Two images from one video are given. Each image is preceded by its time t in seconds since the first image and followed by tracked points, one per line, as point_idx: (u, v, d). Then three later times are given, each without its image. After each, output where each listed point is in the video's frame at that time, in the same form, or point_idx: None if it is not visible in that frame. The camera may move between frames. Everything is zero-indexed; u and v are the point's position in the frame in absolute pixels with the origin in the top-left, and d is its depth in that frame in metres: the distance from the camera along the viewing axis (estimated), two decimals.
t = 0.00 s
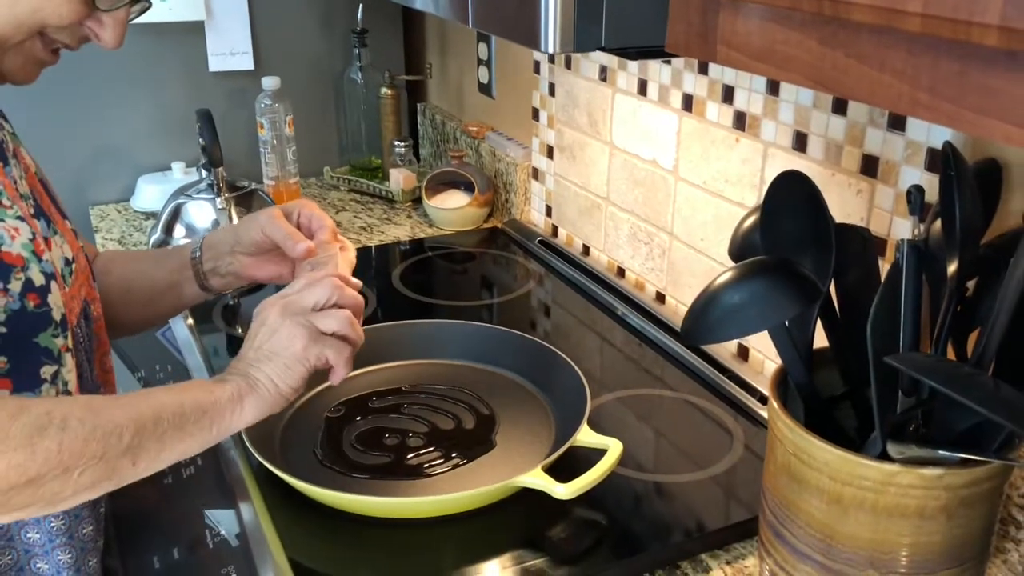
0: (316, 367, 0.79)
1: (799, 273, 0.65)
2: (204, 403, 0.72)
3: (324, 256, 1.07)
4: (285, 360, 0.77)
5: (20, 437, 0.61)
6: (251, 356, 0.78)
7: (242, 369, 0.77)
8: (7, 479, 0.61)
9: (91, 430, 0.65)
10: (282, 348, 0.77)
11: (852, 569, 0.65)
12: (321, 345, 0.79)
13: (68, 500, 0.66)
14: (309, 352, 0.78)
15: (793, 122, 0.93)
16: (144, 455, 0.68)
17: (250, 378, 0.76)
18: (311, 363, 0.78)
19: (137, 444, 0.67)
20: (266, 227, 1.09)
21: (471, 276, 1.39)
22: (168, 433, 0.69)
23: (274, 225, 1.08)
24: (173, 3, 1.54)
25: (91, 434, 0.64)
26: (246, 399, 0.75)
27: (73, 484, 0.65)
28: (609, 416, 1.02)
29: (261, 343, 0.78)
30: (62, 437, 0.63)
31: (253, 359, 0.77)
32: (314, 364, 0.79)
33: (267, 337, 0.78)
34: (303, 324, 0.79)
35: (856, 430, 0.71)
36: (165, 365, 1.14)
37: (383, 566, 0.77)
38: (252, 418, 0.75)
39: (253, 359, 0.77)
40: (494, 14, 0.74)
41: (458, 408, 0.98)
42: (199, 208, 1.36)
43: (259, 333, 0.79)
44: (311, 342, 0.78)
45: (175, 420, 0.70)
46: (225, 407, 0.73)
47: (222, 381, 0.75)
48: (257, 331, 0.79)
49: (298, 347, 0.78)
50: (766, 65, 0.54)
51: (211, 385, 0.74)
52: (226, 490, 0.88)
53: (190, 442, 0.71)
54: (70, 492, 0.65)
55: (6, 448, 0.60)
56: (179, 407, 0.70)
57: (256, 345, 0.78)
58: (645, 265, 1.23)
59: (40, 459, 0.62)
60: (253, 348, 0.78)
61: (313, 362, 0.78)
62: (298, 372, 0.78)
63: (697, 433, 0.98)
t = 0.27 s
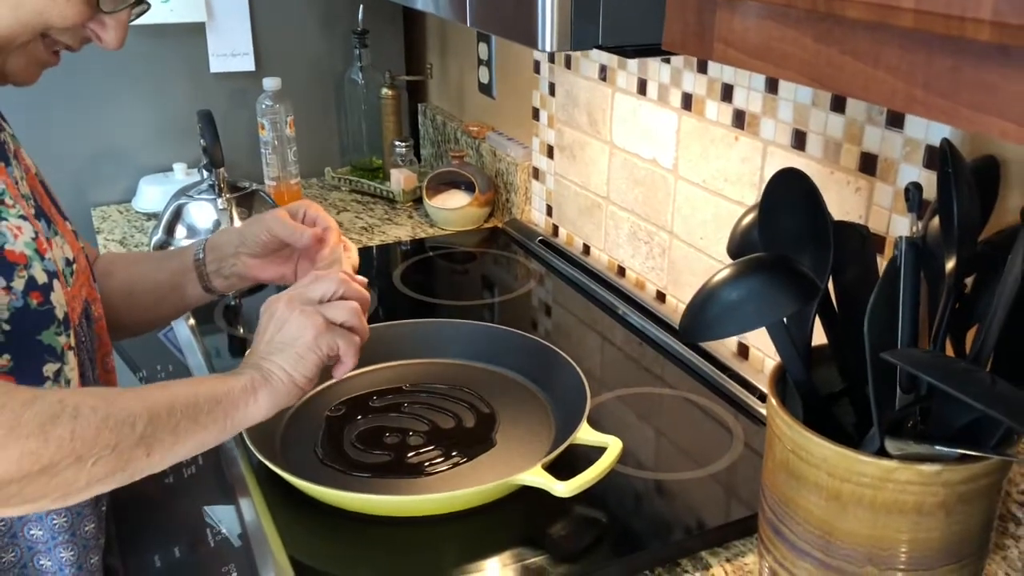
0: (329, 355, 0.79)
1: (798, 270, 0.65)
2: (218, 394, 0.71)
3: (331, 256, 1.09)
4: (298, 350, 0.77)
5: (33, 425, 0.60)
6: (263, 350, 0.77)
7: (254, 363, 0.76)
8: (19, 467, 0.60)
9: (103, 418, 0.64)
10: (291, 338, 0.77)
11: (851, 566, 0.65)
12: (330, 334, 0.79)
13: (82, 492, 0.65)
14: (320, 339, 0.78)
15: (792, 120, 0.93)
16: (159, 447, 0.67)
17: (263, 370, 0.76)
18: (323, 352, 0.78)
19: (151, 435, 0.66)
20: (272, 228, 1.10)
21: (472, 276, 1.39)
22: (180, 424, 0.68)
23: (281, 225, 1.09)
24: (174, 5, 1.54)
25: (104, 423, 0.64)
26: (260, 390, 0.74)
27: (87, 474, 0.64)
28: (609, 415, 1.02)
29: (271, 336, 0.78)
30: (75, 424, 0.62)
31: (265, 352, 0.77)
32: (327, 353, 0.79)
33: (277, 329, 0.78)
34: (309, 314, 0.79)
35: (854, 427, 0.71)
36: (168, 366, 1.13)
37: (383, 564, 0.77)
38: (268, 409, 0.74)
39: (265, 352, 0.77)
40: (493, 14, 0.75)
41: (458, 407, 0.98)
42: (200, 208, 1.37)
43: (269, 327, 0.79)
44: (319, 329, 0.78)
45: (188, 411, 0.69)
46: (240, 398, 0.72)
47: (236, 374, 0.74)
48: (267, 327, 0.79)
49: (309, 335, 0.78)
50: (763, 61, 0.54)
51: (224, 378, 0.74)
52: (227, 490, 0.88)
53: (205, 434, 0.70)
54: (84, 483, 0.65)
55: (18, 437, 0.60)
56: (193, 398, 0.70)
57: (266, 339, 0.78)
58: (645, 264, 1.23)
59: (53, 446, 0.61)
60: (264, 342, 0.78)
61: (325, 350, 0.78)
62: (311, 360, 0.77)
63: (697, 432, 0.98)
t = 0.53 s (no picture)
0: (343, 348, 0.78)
1: (801, 266, 0.65)
2: (230, 383, 0.71)
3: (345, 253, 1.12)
4: (310, 341, 0.76)
5: (43, 409, 0.61)
6: (273, 343, 0.77)
7: (266, 356, 0.75)
8: (29, 450, 0.60)
9: (113, 406, 0.64)
10: (305, 329, 0.77)
11: (852, 562, 0.65)
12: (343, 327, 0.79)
13: (94, 481, 0.65)
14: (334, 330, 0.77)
15: (793, 115, 0.93)
16: (169, 436, 0.67)
17: (276, 361, 0.75)
18: (336, 343, 0.77)
19: (160, 423, 0.66)
20: (276, 221, 1.10)
21: (474, 273, 1.39)
22: (191, 415, 0.68)
23: (286, 217, 1.10)
24: (175, 3, 1.54)
25: (113, 411, 0.64)
26: (271, 381, 0.73)
27: (98, 462, 0.64)
28: (611, 411, 1.02)
29: (282, 329, 0.78)
30: (85, 410, 0.63)
31: (276, 345, 0.76)
32: (340, 346, 0.78)
33: (288, 323, 0.78)
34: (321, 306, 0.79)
35: (857, 423, 0.71)
36: (167, 361, 1.13)
37: (384, 561, 0.77)
38: (279, 400, 0.73)
39: (277, 345, 0.76)
40: (493, 8, 0.75)
41: (460, 403, 0.98)
42: (202, 206, 1.36)
43: (278, 322, 0.79)
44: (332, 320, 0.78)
45: (198, 399, 0.69)
46: (251, 388, 0.72)
47: (247, 365, 0.74)
48: (277, 322, 0.79)
49: (323, 326, 0.77)
50: (764, 56, 0.54)
51: (236, 368, 0.73)
52: (229, 487, 0.88)
53: (216, 424, 0.70)
54: (94, 472, 0.64)
55: (26, 420, 0.60)
56: (203, 386, 0.70)
57: (275, 334, 0.78)
58: (647, 261, 1.23)
59: (63, 431, 0.61)
60: (274, 335, 0.78)
61: (338, 343, 0.77)
62: (324, 352, 0.76)
63: (699, 428, 0.98)
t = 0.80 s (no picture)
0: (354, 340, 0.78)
1: (803, 261, 0.64)
2: (242, 370, 0.71)
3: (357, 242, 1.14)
4: (321, 330, 0.76)
5: (54, 388, 0.60)
6: (286, 332, 0.77)
7: (279, 345, 0.75)
8: (42, 430, 0.60)
9: (126, 387, 0.63)
10: (317, 320, 0.77)
11: (855, 557, 0.65)
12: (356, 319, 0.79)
13: (102, 466, 0.64)
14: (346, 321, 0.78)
15: (796, 109, 0.93)
16: (180, 421, 0.66)
17: (289, 349, 0.74)
18: (348, 334, 0.78)
19: (171, 407, 0.66)
20: (264, 214, 1.13)
21: (476, 268, 1.39)
22: (203, 399, 0.68)
23: (272, 210, 1.13)
24: None
25: (125, 392, 0.63)
26: (283, 368, 0.73)
27: (108, 445, 0.63)
28: (614, 406, 1.01)
29: (295, 319, 0.78)
30: (97, 390, 0.62)
31: (288, 335, 0.77)
32: (352, 338, 0.78)
33: (302, 313, 0.78)
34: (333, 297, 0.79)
35: (860, 418, 0.71)
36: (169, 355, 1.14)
37: (386, 556, 0.77)
38: (291, 389, 0.73)
39: (289, 333, 0.77)
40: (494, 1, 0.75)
41: (463, 398, 0.98)
42: (204, 202, 1.36)
43: (291, 312, 0.79)
44: (344, 311, 0.78)
45: (210, 384, 0.68)
46: (263, 374, 0.72)
47: (260, 353, 0.74)
48: (291, 313, 0.79)
49: (335, 316, 0.77)
50: (768, 49, 0.53)
51: (247, 356, 0.73)
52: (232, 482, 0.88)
53: (227, 410, 0.69)
54: (105, 456, 0.63)
55: (38, 399, 0.59)
56: (215, 372, 0.69)
57: (288, 323, 0.78)
58: (649, 256, 1.23)
59: (74, 411, 0.61)
60: (287, 325, 0.78)
61: (350, 334, 0.78)
62: (335, 343, 0.76)
63: (702, 423, 0.98)
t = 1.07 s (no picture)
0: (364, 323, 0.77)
1: (808, 255, 0.64)
2: (253, 350, 0.70)
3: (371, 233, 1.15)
4: (333, 312, 0.75)
5: (68, 364, 0.59)
6: (297, 315, 0.77)
7: (290, 328, 0.75)
8: (55, 407, 0.59)
9: (138, 364, 0.62)
10: (328, 303, 0.76)
11: (859, 553, 0.65)
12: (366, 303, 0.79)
13: (114, 447, 0.63)
14: (356, 305, 0.77)
15: (800, 103, 0.92)
16: (192, 401, 0.65)
17: (300, 331, 0.74)
18: (359, 318, 0.77)
19: (183, 386, 0.65)
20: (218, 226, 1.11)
21: (479, 263, 1.39)
22: (214, 378, 0.67)
23: (225, 222, 1.12)
24: None
25: (137, 369, 0.62)
26: (295, 350, 0.72)
27: (121, 424, 0.62)
28: (617, 401, 1.01)
29: (307, 302, 0.78)
30: (109, 366, 0.61)
31: (299, 317, 0.76)
32: (362, 322, 0.77)
33: (313, 296, 0.78)
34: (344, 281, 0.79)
35: (865, 414, 0.70)
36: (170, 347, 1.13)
37: (388, 551, 0.77)
38: (303, 370, 0.72)
39: (300, 317, 0.76)
40: None
41: (465, 393, 0.98)
42: (206, 196, 1.36)
43: (303, 296, 0.79)
44: (354, 295, 0.77)
45: (222, 365, 0.67)
46: (274, 355, 0.70)
47: (271, 335, 0.73)
48: (303, 296, 0.79)
49: (345, 299, 0.76)
50: (773, 43, 0.53)
51: (257, 339, 0.72)
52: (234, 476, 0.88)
53: (239, 392, 0.68)
54: (117, 435, 0.62)
55: (51, 375, 0.59)
56: (225, 354, 0.68)
57: (300, 306, 0.78)
58: (652, 251, 1.23)
59: (87, 387, 0.60)
60: (298, 308, 0.78)
61: (360, 317, 0.77)
62: (346, 326, 0.76)
63: (705, 418, 0.98)
